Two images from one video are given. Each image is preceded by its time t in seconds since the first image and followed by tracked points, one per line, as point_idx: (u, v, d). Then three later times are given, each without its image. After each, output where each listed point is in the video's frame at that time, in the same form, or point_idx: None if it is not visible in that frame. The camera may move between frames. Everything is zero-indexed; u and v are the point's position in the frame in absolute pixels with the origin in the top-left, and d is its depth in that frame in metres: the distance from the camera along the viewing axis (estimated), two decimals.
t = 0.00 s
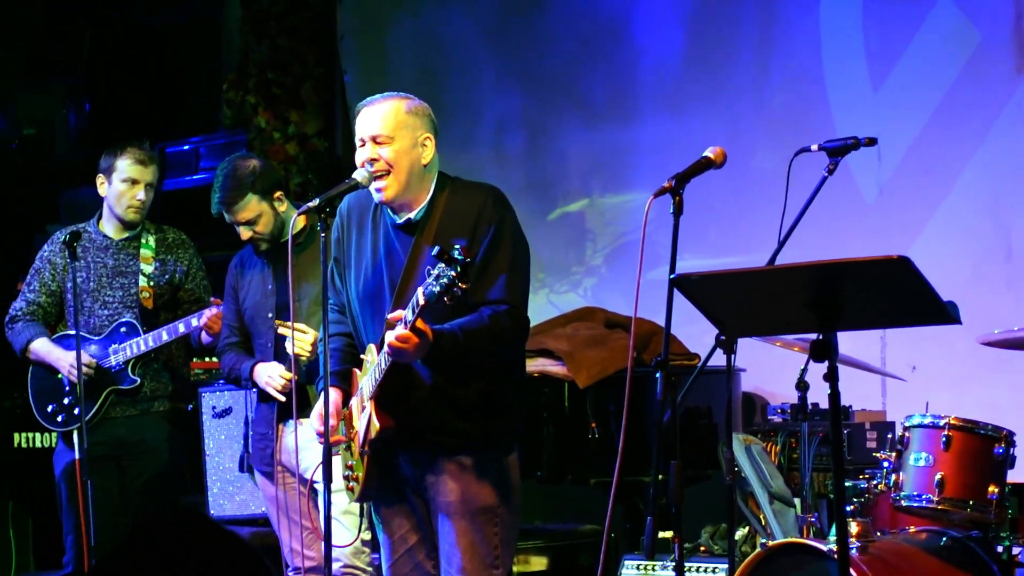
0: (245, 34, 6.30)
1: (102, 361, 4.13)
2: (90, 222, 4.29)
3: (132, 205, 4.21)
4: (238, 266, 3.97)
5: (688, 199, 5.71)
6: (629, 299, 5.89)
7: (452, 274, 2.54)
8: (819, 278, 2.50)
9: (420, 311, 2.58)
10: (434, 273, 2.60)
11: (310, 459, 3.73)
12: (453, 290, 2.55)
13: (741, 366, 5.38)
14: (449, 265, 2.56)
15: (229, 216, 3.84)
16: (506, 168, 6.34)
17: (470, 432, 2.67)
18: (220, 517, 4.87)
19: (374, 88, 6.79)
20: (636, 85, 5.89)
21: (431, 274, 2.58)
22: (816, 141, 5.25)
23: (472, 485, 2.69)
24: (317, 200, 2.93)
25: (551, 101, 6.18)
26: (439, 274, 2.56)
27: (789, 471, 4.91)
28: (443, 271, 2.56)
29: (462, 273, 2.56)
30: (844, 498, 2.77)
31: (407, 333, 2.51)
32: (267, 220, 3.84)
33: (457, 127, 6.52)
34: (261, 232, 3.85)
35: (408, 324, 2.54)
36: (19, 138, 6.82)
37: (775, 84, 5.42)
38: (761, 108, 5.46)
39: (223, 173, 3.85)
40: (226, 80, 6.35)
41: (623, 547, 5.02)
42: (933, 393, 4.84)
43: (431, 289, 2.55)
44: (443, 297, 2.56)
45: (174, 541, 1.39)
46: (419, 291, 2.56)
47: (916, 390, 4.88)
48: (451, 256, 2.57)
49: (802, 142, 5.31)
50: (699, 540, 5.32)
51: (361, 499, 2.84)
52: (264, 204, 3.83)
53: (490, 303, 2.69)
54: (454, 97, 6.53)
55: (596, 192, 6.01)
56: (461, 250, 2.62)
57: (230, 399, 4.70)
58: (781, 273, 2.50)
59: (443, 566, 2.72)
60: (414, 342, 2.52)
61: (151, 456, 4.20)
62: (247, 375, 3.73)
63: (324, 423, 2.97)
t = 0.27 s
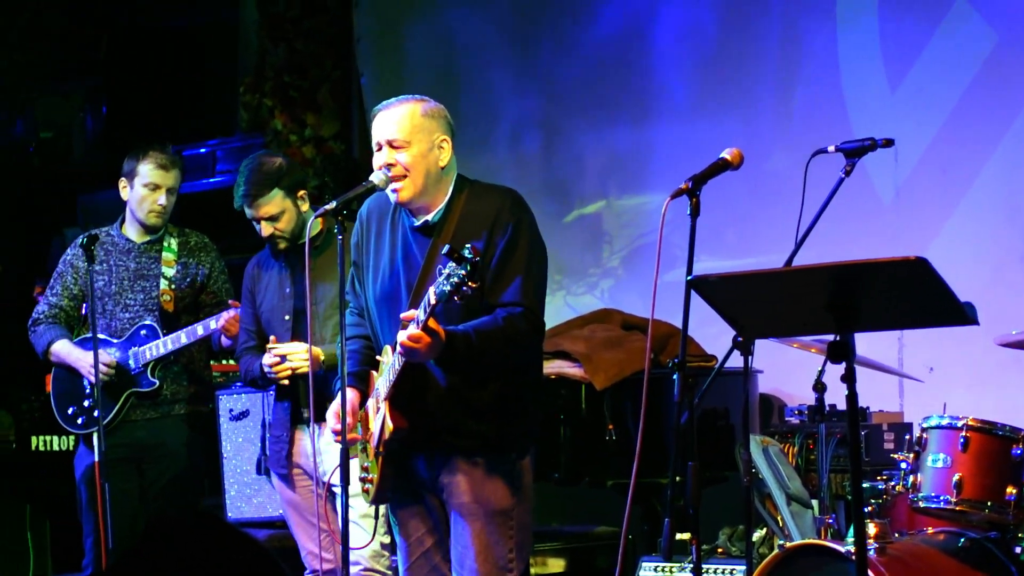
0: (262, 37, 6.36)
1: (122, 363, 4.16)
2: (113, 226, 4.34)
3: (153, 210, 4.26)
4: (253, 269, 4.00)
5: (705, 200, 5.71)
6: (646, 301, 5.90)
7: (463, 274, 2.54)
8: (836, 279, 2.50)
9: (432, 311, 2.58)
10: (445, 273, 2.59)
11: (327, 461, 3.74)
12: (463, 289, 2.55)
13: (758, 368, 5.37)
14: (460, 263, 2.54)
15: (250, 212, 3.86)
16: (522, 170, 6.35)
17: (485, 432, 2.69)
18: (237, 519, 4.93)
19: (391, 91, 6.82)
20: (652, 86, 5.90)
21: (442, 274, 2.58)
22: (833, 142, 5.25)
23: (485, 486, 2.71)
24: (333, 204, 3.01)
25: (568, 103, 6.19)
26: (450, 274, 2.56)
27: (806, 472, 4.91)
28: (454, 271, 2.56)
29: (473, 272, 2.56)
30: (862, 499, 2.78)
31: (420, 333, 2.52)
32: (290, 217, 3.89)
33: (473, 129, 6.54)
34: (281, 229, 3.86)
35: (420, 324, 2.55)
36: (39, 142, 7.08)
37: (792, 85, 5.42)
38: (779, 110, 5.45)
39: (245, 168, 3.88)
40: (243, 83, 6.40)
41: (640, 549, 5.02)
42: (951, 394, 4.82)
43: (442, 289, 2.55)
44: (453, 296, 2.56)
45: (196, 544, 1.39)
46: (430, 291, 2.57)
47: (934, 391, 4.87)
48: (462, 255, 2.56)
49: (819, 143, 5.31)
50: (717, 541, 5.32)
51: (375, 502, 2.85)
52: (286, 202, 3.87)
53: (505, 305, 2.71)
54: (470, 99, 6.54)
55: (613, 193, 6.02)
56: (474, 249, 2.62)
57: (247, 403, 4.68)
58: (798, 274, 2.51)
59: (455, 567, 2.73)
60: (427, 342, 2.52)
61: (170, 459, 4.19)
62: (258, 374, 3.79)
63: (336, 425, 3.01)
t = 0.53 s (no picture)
0: (279, 39, 6.40)
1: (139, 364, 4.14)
2: (131, 229, 4.35)
3: (170, 212, 4.26)
4: (270, 267, 4.00)
5: (721, 201, 5.71)
6: (662, 301, 5.91)
7: (476, 277, 2.52)
8: (854, 279, 2.51)
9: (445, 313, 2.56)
10: (458, 276, 2.58)
11: (343, 461, 3.76)
12: (476, 291, 2.54)
13: (774, 368, 5.37)
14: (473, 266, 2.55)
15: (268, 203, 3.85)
16: (539, 170, 6.36)
17: (501, 432, 2.71)
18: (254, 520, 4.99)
19: (406, 92, 6.84)
20: (668, 87, 5.90)
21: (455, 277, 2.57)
22: (849, 143, 5.25)
23: (500, 486, 2.73)
24: (351, 203, 3.02)
25: (584, 104, 6.20)
26: (464, 277, 2.55)
27: (823, 473, 4.90)
28: (467, 273, 2.54)
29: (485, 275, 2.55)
30: (879, 499, 2.78)
31: (434, 334, 2.53)
32: (307, 209, 3.86)
33: (489, 131, 6.56)
34: (299, 220, 3.84)
35: (435, 326, 2.57)
36: (53, 143, 7.33)
37: (807, 86, 5.42)
38: (793, 111, 5.46)
39: (267, 160, 3.88)
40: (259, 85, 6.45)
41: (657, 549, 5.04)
42: (967, 394, 4.81)
43: (457, 291, 2.52)
44: (467, 299, 2.54)
45: (209, 545, 1.43)
46: (444, 294, 2.54)
47: (950, 392, 4.85)
48: (475, 258, 2.58)
49: (834, 144, 5.31)
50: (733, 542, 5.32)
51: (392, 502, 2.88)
52: (306, 194, 3.86)
53: (522, 307, 2.73)
54: (486, 100, 6.57)
55: (629, 194, 6.03)
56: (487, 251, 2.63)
57: (263, 404, 4.69)
58: (814, 275, 2.52)
59: (467, 565, 2.76)
60: (441, 345, 2.54)
61: (186, 460, 4.16)
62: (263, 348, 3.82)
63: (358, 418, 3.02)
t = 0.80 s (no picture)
0: (290, 40, 6.43)
1: (150, 364, 4.15)
2: (143, 229, 4.35)
3: (182, 212, 4.27)
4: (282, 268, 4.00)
5: (734, 201, 5.71)
6: (675, 301, 5.92)
7: (486, 277, 2.54)
8: (866, 278, 2.51)
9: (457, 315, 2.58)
10: (469, 276, 2.60)
11: (355, 460, 3.72)
12: (488, 291, 2.56)
13: (787, 368, 5.37)
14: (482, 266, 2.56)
15: (283, 195, 3.81)
16: (551, 170, 6.37)
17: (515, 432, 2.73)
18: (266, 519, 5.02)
19: (418, 92, 6.86)
20: (681, 87, 5.90)
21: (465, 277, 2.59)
22: (861, 142, 5.24)
23: (515, 485, 2.74)
24: (363, 204, 3.05)
25: (596, 104, 6.21)
26: (474, 277, 2.57)
27: (835, 472, 4.91)
28: (477, 274, 2.56)
29: (495, 275, 2.56)
30: (891, 499, 2.79)
31: (446, 337, 2.55)
32: (322, 203, 3.82)
33: (501, 131, 6.57)
34: (314, 213, 3.79)
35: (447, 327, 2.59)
36: (66, 145, 7.14)
37: (820, 85, 5.42)
38: (805, 110, 5.46)
39: (282, 154, 3.84)
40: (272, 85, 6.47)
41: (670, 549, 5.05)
42: (980, 393, 4.80)
43: (467, 292, 2.55)
44: (478, 299, 2.57)
45: (213, 545, 1.44)
46: (455, 295, 2.57)
47: (964, 391, 4.84)
48: (485, 259, 2.57)
49: (847, 142, 5.30)
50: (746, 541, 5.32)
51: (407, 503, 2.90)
52: (321, 187, 3.82)
53: (534, 306, 2.74)
54: (497, 100, 6.58)
55: (641, 194, 6.04)
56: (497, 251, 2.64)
57: (275, 403, 4.76)
58: (826, 274, 2.52)
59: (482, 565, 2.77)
60: (452, 346, 2.56)
61: (198, 460, 4.14)
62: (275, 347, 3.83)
63: (380, 412, 3.02)
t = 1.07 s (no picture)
0: (303, 39, 6.45)
1: (159, 363, 4.21)
2: (155, 228, 4.37)
3: (193, 213, 4.29)
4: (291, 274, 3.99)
5: (747, 199, 5.70)
6: (689, 300, 5.92)
7: (481, 278, 2.63)
8: (879, 278, 2.52)
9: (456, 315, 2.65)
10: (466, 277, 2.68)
11: (369, 460, 3.66)
12: (483, 291, 2.64)
13: (800, 366, 5.36)
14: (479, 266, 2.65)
15: (295, 202, 3.79)
16: (564, 168, 6.38)
17: (533, 430, 2.74)
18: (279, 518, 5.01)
19: (431, 91, 6.88)
20: (693, 85, 5.91)
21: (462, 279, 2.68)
22: (874, 140, 5.25)
23: (534, 486, 2.74)
24: (376, 202, 3.10)
25: (609, 102, 6.22)
26: (470, 278, 2.65)
27: (849, 470, 4.92)
28: (472, 276, 2.65)
29: (490, 275, 2.65)
30: (905, 497, 2.79)
31: (447, 336, 2.57)
32: (335, 208, 3.82)
33: (514, 129, 6.58)
34: (328, 218, 3.79)
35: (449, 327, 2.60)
36: (78, 143, 7.13)
37: (833, 83, 5.42)
38: (818, 108, 5.46)
39: (294, 158, 3.83)
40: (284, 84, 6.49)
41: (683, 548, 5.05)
42: (994, 392, 4.79)
43: (464, 292, 2.63)
44: (475, 299, 2.64)
45: (224, 547, 1.41)
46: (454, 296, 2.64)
47: (978, 389, 4.84)
48: (479, 259, 2.66)
49: (860, 141, 5.30)
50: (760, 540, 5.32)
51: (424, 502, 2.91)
52: (334, 192, 3.81)
53: (544, 302, 2.75)
54: (510, 98, 6.59)
55: (654, 192, 6.04)
56: (492, 253, 2.74)
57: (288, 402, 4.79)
58: (840, 272, 2.53)
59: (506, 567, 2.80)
60: (454, 346, 2.58)
61: (210, 457, 4.15)
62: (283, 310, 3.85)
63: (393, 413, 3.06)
